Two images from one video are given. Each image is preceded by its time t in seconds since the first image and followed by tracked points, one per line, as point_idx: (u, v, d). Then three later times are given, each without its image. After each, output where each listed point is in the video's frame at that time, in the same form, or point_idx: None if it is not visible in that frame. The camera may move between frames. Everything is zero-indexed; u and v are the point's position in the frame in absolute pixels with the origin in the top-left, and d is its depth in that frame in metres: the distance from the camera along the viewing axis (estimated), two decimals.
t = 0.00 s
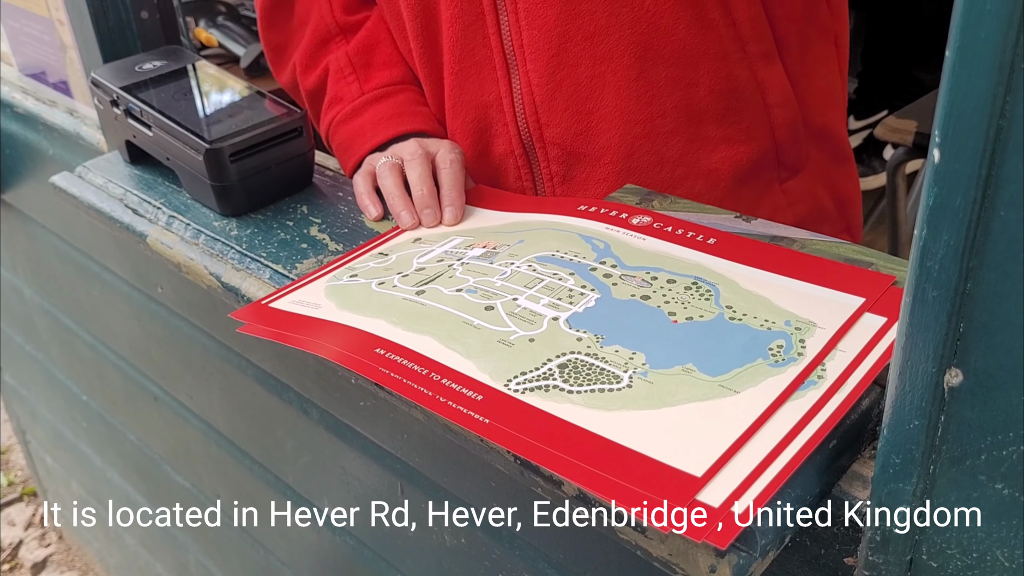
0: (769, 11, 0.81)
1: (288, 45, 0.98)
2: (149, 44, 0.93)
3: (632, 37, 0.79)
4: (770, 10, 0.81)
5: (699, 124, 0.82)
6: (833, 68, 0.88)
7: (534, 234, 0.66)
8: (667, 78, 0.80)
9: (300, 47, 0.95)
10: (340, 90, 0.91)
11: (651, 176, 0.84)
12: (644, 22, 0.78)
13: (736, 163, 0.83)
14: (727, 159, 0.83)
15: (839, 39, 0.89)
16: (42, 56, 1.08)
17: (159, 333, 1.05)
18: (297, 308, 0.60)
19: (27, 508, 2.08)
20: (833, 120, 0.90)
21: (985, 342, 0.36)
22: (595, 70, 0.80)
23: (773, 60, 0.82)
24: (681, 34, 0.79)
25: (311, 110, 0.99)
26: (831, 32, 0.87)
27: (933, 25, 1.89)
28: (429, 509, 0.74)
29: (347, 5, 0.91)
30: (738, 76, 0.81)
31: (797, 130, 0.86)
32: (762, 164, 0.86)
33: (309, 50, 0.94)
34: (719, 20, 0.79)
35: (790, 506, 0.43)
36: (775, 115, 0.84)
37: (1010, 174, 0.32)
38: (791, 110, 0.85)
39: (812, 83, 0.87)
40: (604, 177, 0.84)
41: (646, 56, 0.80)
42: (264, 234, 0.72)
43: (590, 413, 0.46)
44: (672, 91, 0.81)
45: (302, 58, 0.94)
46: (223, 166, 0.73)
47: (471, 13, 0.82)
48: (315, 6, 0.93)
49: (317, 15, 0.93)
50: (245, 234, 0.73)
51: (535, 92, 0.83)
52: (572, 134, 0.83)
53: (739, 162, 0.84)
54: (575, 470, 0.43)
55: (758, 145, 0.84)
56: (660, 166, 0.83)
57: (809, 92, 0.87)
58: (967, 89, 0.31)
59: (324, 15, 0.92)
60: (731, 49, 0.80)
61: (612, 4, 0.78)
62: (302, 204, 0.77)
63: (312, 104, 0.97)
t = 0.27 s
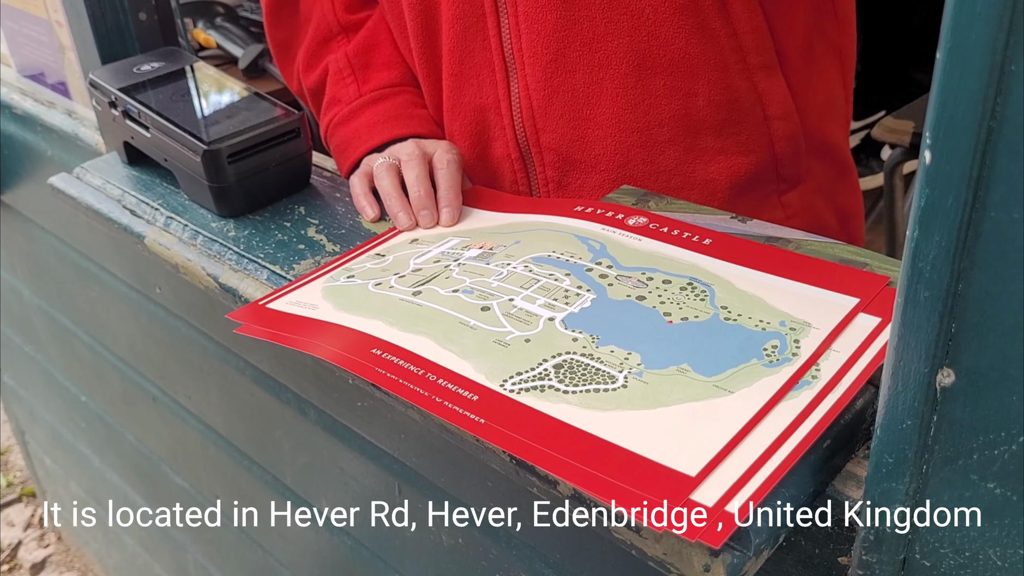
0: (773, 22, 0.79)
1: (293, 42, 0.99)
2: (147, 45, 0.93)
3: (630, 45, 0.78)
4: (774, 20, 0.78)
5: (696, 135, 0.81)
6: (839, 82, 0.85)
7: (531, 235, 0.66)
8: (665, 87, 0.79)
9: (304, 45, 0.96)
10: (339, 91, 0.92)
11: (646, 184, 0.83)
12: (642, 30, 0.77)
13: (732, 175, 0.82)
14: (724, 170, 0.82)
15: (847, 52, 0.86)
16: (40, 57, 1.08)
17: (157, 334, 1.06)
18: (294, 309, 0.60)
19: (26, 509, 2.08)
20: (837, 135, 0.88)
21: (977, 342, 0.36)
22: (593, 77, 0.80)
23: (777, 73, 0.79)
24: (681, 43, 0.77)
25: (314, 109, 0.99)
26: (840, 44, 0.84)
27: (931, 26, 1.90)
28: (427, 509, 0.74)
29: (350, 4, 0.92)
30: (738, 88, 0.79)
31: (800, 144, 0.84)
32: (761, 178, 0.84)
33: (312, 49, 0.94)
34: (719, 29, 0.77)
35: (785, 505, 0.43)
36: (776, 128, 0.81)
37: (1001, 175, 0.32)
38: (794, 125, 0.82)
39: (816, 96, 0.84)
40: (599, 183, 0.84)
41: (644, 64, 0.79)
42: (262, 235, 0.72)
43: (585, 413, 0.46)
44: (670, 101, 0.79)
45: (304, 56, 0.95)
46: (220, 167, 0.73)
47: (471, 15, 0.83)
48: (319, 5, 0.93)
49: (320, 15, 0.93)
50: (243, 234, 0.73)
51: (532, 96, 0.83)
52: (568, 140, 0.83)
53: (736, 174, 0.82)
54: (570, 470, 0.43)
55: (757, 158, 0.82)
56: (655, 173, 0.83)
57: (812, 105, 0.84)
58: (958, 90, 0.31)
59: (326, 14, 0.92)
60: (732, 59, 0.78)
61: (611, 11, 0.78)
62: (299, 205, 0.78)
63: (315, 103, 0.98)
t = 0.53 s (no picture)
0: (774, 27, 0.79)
1: (297, 38, 0.99)
2: (146, 45, 0.93)
3: (630, 48, 0.78)
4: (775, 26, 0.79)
5: (695, 140, 0.81)
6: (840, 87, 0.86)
7: (529, 234, 0.66)
8: (665, 91, 0.79)
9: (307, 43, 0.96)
10: (338, 89, 0.92)
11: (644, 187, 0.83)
12: (643, 34, 0.78)
13: (731, 180, 0.82)
14: (722, 175, 0.82)
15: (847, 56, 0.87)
16: (39, 57, 1.08)
17: (156, 334, 1.06)
18: (292, 309, 0.60)
19: (25, 510, 2.08)
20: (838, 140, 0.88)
21: (973, 341, 0.36)
22: (592, 79, 0.80)
23: (777, 78, 0.80)
24: (681, 47, 0.77)
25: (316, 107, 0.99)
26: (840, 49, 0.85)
27: (930, 25, 1.90)
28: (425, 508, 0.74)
29: (353, 3, 0.92)
30: (739, 93, 0.79)
31: (800, 151, 0.84)
32: (761, 183, 0.84)
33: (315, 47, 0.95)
34: (720, 34, 0.77)
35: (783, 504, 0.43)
36: (776, 133, 0.82)
37: (997, 174, 0.32)
38: (794, 131, 0.82)
39: (817, 103, 0.84)
40: (597, 186, 0.84)
41: (644, 68, 0.79)
42: (260, 235, 0.72)
43: (582, 412, 0.46)
44: (670, 105, 0.80)
45: (307, 54, 0.95)
46: (219, 167, 0.73)
47: (472, 15, 0.83)
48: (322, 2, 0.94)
49: (323, 13, 0.93)
50: (241, 234, 0.73)
51: (532, 98, 0.83)
52: (566, 142, 0.83)
53: (735, 179, 0.82)
54: (567, 469, 0.43)
55: (756, 164, 0.82)
56: (653, 177, 0.82)
57: (812, 110, 0.84)
58: (953, 90, 0.31)
59: (329, 12, 0.93)
60: (732, 64, 0.79)
61: (612, 14, 0.78)
62: (298, 205, 0.78)
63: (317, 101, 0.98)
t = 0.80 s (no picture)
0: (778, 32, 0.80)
1: (301, 37, 0.99)
2: (148, 46, 0.93)
3: (634, 51, 0.78)
4: (778, 31, 0.79)
5: (697, 143, 0.81)
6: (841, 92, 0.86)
7: (533, 235, 0.66)
8: (668, 95, 0.79)
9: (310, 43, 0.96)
10: (340, 89, 0.92)
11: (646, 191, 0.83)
12: (647, 37, 0.78)
13: (734, 184, 0.82)
14: (725, 180, 0.82)
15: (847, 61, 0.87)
16: (41, 57, 1.08)
17: (159, 334, 1.06)
18: (296, 310, 0.60)
19: (27, 510, 2.08)
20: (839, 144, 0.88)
21: (979, 343, 0.36)
22: (595, 81, 0.80)
23: (780, 83, 0.80)
24: (685, 51, 0.77)
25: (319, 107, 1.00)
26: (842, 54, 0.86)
27: (931, 26, 1.90)
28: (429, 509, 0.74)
29: (355, 2, 0.91)
30: (742, 98, 0.79)
31: (802, 156, 0.84)
32: (763, 188, 0.84)
33: (318, 47, 0.95)
34: (724, 39, 0.78)
35: (789, 504, 0.43)
36: (778, 138, 0.82)
37: (1003, 175, 0.32)
38: (796, 134, 0.83)
39: (820, 110, 0.85)
40: (599, 189, 0.84)
41: (647, 71, 0.79)
42: (264, 236, 0.72)
43: (587, 413, 0.46)
44: (673, 108, 0.80)
45: (310, 54, 0.95)
46: (222, 168, 0.73)
47: (476, 15, 0.83)
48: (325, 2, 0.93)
49: (326, 12, 0.93)
50: (245, 235, 0.73)
51: (534, 99, 0.83)
52: (568, 144, 0.83)
53: (737, 183, 0.82)
54: (573, 470, 0.43)
55: (759, 168, 0.83)
56: (655, 181, 0.82)
57: (814, 116, 0.84)
58: (961, 91, 0.31)
59: (332, 12, 0.92)
60: (736, 68, 0.79)
61: (615, 17, 0.78)
62: (301, 205, 0.78)
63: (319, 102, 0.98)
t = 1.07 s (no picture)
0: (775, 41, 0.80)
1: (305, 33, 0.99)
2: (149, 47, 0.93)
3: (627, 52, 0.79)
4: (775, 41, 0.80)
5: (688, 148, 0.81)
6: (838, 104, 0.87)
7: (534, 237, 0.66)
8: (660, 97, 0.80)
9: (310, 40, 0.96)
10: (338, 87, 0.92)
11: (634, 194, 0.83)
12: (640, 38, 0.78)
13: (723, 192, 0.82)
14: (715, 186, 0.82)
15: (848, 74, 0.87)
16: (42, 58, 1.08)
17: (159, 335, 1.05)
18: (297, 312, 0.60)
19: (26, 511, 2.08)
20: (833, 156, 0.88)
21: (982, 346, 0.36)
22: (587, 80, 0.81)
23: (775, 93, 0.80)
24: (679, 54, 0.78)
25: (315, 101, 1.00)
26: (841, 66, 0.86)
27: (931, 27, 1.90)
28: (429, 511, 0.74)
29: None
30: (735, 105, 0.80)
31: (795, 166, 0.84)
32: (754, 197, 0.84)
33: (317, 44, 0.95)
34: (719, 44, 0.78)
35: (792, 506, 0.43)
36: (771, 148, 0.82)
37: (1006, 179, 0.32)
38: (789, 145, 0.83)
39: (815, 122, 0.86)
40: (586, 192, 0.84)
41: (640, 72, 0.79)
42: (264, 237, 0.72)
43: (589, 416, 0.46)
44: (665, 111, 0.80)
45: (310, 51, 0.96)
46: (223, 169, 0.73)
47: (471, 11, 0.82)
48: None
49: (324, 9, 0.93)
50: (246, 237, 0.73)
51: (524, 98, 0.82)
52: (557, 144, 0.83)
53: (727, 190, 0.82)
54: (574, 473, 0.43)
55: (750, 177, 0.83)
56: (644, 183, 0.83)
57: (809, 126, 0.86)
58: (964, 94, 0.31)
59: (330, 9, 0.92)
60: (730, 74, 0.79)
61: (609, 17, 0.78)
62: (302, 207, 0.78)
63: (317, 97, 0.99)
